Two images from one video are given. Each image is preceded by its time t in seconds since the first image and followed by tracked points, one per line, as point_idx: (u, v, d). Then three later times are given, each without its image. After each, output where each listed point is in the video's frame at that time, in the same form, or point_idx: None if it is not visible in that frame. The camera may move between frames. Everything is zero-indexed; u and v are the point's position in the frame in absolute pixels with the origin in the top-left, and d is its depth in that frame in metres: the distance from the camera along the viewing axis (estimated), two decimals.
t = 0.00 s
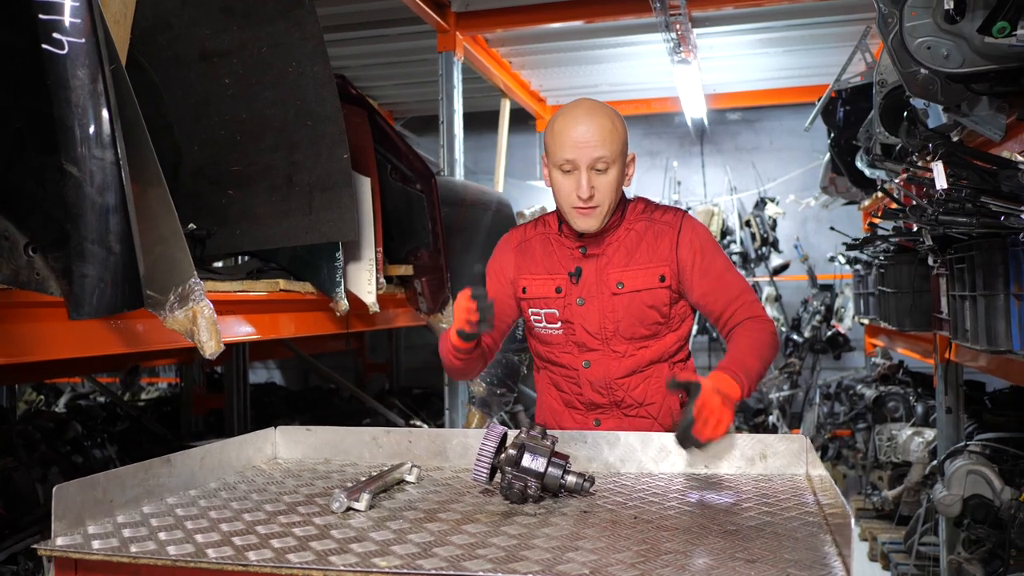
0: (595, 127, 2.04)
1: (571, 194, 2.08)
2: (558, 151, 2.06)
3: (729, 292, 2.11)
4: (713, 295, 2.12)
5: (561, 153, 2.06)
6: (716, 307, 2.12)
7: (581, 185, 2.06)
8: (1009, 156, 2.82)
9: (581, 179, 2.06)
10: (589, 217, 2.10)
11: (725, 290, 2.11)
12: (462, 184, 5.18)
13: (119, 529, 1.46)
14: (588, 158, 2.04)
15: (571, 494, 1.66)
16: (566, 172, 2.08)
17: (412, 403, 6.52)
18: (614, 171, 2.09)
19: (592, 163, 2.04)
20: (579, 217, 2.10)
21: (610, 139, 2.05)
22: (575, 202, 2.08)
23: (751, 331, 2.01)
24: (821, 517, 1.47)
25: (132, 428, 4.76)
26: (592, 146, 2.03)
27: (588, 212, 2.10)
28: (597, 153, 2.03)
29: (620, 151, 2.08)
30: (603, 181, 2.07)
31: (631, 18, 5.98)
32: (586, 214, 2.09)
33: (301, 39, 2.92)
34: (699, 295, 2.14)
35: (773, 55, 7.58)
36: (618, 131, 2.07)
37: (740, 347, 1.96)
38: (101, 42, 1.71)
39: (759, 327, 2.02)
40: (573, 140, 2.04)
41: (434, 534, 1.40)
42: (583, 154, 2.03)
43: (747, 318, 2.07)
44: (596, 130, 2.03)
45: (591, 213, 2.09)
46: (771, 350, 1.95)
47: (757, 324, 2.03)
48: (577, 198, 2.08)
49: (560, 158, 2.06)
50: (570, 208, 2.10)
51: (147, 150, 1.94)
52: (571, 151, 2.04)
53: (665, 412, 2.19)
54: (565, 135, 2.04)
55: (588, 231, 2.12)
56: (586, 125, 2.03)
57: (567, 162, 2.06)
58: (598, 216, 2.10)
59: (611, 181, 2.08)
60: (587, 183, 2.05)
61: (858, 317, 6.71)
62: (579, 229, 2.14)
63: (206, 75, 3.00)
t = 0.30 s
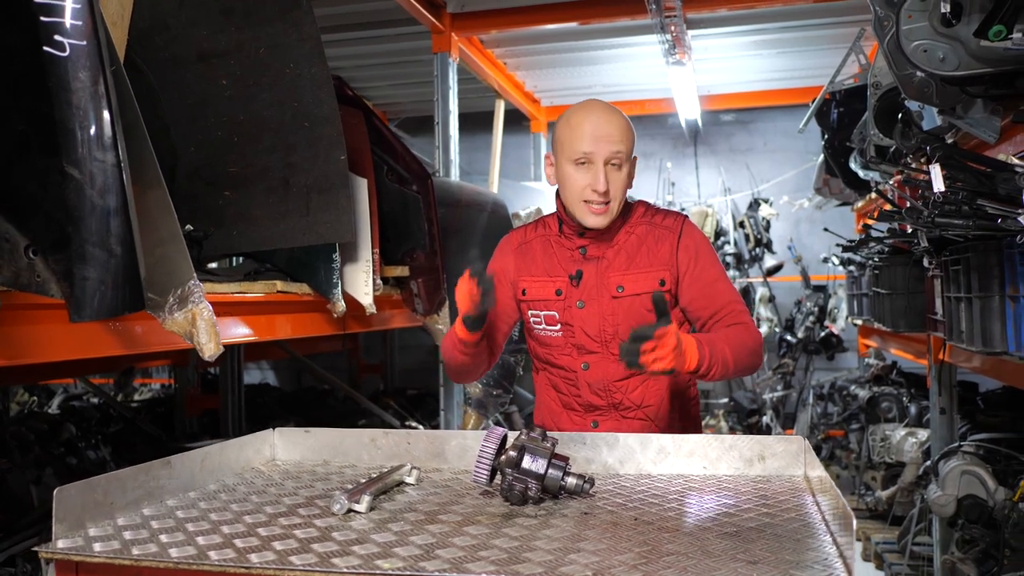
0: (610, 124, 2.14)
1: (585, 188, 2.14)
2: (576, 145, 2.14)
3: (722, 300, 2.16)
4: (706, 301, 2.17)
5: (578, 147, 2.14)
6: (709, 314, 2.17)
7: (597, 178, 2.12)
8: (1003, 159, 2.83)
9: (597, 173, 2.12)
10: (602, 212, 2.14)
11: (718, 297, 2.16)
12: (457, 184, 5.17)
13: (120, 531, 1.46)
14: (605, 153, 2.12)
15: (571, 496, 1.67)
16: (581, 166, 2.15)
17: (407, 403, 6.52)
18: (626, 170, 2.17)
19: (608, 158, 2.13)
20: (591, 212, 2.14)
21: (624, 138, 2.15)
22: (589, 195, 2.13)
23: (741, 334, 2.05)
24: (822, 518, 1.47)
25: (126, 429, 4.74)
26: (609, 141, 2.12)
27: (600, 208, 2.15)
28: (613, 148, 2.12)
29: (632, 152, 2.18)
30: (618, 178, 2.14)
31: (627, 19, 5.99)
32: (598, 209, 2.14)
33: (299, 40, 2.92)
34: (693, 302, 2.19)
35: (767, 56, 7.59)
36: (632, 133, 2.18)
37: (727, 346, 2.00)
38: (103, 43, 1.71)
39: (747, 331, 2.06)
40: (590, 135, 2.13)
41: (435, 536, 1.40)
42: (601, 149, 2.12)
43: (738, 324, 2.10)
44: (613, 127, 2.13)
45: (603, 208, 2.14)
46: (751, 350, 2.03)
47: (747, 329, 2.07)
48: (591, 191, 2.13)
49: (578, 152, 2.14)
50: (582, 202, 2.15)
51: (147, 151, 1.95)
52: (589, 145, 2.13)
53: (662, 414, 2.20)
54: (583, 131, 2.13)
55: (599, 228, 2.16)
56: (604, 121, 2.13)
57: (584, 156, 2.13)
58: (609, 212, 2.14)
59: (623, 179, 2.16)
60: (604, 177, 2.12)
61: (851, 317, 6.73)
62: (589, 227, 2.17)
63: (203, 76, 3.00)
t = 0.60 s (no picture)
0: (612, 113, 2.17)
1: (587, 174, 2.14)
2: (578, 133, 2.16)
3: (723, 290, 2.15)
4: (708, 293, 2.17)
5: (580, 135, 2.16)
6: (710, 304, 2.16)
7: (600, 163, 2.12)
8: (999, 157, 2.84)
9: (600, 159, 2.13)
10: (603, 199, 2.15)
11: (720, 289, 2.15)
12: (453, 183, 5.16)
13: (117, 529, 1.45)
14: (607, 140, 2.14)
15: (570, 494, 1.66)
16: (583, 154, 2.16)
17: (402, 402, 6.50)
18: (627, 160, 2.19)
19: (610, 146, 2.14)
20: (592, 199, 2.15)
21: (625, 128, 2.18)
22: (592, 182, 2.13)
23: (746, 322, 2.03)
24: (822, 517, 1.47)
25: (119, 429, 4.71)
26: (611, 129, 2.14)
27: (602, 195, 2.15)
28: (615, 136, 2.15)
29: (632, 144, 2.21)
30: (620, 166, 2.16)
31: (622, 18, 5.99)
32: (600, 196, 2.14)
33: (295, 38, 2.91)
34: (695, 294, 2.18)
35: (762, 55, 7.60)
36: (633, 125, 2.21)
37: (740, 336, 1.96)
38: (99, 38, 1.70)
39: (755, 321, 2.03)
40: (592, 123, 2.15)
41: (435, 534, 1.40)
42: (603, 136, 2.14)
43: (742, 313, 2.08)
44: (615, 116, 2.16)
45: (605, 196, 2.15)
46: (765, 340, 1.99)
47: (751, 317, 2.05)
48: (593, 178, 2.14)
49: (579, 140, 2.15)
50: (584, 190, 2.15)
51: (143, 147, 1.94)
52: (591, 133, 2.15)
53: (665, 410, 2.19)
54: (585, 119, 2.16)
55: (600, 216, 2.16)
56: (606, 110, 2.16)
57: (586, 144, 2.15)
58: (611, 200, 2.15)
59: (624, 168, 2.17)
60: (606, 163, 2.13)
61: (846, 316, 6.74)
62: (590, 215, 2.17)
63: (199, 73, 2.99)
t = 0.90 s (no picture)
0: (617, 115, 2.17)
1: (592, 176, 2.14)
2: (583, 134, 2.16)
3: (724, 296, 2.08)
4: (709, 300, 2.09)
5: (585, 136, 2.16)
6: (710, 310, 2.09)
7: (604, 165, 2.13)
8: (996, 157, 2.84)
9: (604, 162, 2.13)
10: (607, 201, 2.14)
11: (722, 296, 2.08)
12: (450, 183, 5.16)
13: (116, 530, 1.44)
14: (612, 142, 2.14)
15: (571, 493, 1.66)
16: (588, 155, 2.16)
17: (399, 402, 6.49)
18: (632, 162, 2.19)
19: (615, 148, 2.15)
20: (596, 200, 2.14)
21: (631, 130, 2.18)
22: (595, 184, 2.14)
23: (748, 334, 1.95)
24: (823, 515, 1.47)
25: (116, 429, 4.69)
26: (616, 131, 2.14)
27: (605, 198, 2.15)
28: (621, 138, 2.15)
29: (638, 147, 2.21)
30: (624, 169, 2.15)
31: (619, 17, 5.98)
32: (603, 198, 2.14)
33: (293, 37, 2.90)
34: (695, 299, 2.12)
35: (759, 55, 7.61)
36: (639, 128, 2.20)
37: (741, 357, 1.87)
38: (99, 37, 1.69)
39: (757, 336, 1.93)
40: (597, 125, 2.15)
41: (436, 534, 1.39)
42: (608, 137, 2.14)
43: (744, 322, 1.99)
44: (620, 118, 2.16)
45: (608, 197, 2.14)
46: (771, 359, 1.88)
47: (751, 328, 1.97)
48: (597, 180, 2.14)
49: (584, 141, 2.16)
50: (587, 191, 2.15)
51: (142, 147, 1.94)
52: (596, 134, 2.15)
53: (660, 413, 2.20)
54: (590, 120, 2.16)
55: (603, 218, 2.16)
56: (610, 112, 2.16)
57: (590, 145, 2.15)
58: (614, 202, 2.15)
59: (629, 171, 2.17)
60: (610, 165, 2.13)
61: (842, 316, 6.75)
62: (593, 217, 2.17)
63: (196, 73, 2.97)
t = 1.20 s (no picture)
0: (609, 111, 2.18)
1: (584, 172, 2.14)
2: (575, 130, 2.16)
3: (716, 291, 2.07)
4: (699, 295, 2.06)
5: (578, 132, 2.16)
6: (701, 305, 2.05)
7: (597, 161, 2.13)
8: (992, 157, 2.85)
9: (597, 157, 2.13)
10: (600, 196, 2.14)
11: (712, 290, 2.04)
12: (446, 183, 5.15)
13: (112, 530, 1.44)
14: (604, 137, 2.14)
15: (567, 493, 1.65)
16: (580, 151, 2.16)
17: (395, 402, 6.49)
18: (625, 158, 2.19)
19: (608, 143, 2.15)
20: (589, 195, 2.14)
21: (624, 126, 2.18)
22: (588, 179, 2.13)
23: (737, 331, 1.93)
24: (819, 515, 1.47)
25: (111, 429, 4.68)
26: (608, 126, 2.15)
27: (598, 193, 2.14)
28: (613, 133, 2.15)
29: (631, 143, 2.21)
30: (617, 164, 2.16)
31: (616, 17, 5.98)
32: (596, 193, 2.14)
33: (289, 37, 2.89)
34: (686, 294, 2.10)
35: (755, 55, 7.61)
36: (632, 125, 2.21)
37: (731, 359, 1.86)
38: (94, 36, 1.68)
39: (747, 335, 1.90)
40: (590, 120, 2.16)
41: (433, 534, 1.39)
42: (600, 133, 2.14)
43: (736, 317, 1.97)
44: (612, 114, 2.17)
45: (601, 193, 2.14)
46: (761, 360, 1.86)
47: (741, 324, 1.94)
48: (590, 175, 2.14)
49: (576, 137, 2.16)
50: (580, 186, 2.15)
51: (138, 147, 1.93)
52: (588, 130, 2.15)
53: (654, 412, 2.21)
54: (581, 116, 2.17)
55: (597, 214, 2.16)
56: (603, 108, 2.17)
57: (583, 141, 2.15)
58: (607, 197, 2.15)
59: (622, 166, 2.17)
60: (603, 160, 2.13)
61: (838, 316, 6.76)
62: (586, 212, 2.16)
63: (192, 72, 2.96)
